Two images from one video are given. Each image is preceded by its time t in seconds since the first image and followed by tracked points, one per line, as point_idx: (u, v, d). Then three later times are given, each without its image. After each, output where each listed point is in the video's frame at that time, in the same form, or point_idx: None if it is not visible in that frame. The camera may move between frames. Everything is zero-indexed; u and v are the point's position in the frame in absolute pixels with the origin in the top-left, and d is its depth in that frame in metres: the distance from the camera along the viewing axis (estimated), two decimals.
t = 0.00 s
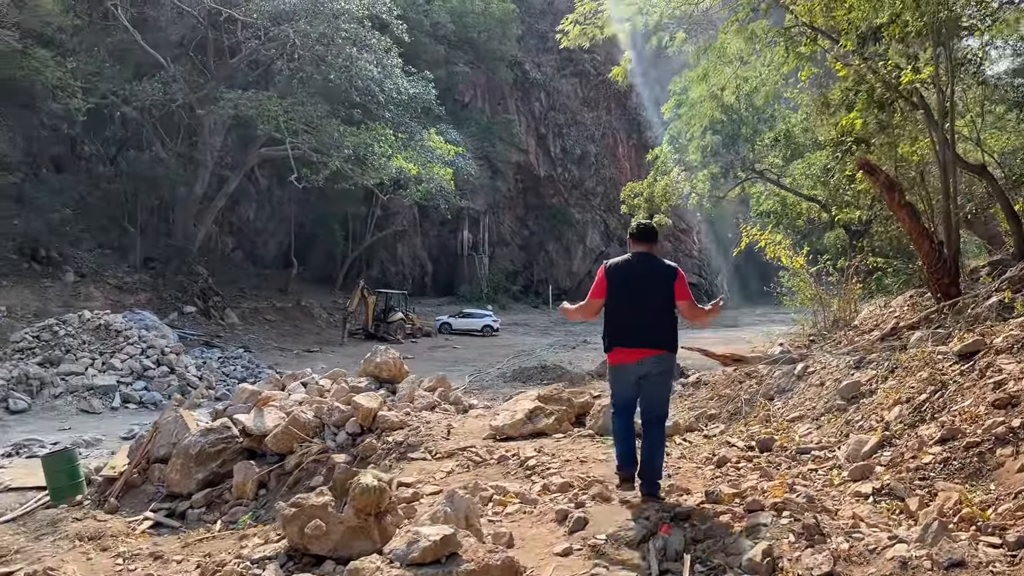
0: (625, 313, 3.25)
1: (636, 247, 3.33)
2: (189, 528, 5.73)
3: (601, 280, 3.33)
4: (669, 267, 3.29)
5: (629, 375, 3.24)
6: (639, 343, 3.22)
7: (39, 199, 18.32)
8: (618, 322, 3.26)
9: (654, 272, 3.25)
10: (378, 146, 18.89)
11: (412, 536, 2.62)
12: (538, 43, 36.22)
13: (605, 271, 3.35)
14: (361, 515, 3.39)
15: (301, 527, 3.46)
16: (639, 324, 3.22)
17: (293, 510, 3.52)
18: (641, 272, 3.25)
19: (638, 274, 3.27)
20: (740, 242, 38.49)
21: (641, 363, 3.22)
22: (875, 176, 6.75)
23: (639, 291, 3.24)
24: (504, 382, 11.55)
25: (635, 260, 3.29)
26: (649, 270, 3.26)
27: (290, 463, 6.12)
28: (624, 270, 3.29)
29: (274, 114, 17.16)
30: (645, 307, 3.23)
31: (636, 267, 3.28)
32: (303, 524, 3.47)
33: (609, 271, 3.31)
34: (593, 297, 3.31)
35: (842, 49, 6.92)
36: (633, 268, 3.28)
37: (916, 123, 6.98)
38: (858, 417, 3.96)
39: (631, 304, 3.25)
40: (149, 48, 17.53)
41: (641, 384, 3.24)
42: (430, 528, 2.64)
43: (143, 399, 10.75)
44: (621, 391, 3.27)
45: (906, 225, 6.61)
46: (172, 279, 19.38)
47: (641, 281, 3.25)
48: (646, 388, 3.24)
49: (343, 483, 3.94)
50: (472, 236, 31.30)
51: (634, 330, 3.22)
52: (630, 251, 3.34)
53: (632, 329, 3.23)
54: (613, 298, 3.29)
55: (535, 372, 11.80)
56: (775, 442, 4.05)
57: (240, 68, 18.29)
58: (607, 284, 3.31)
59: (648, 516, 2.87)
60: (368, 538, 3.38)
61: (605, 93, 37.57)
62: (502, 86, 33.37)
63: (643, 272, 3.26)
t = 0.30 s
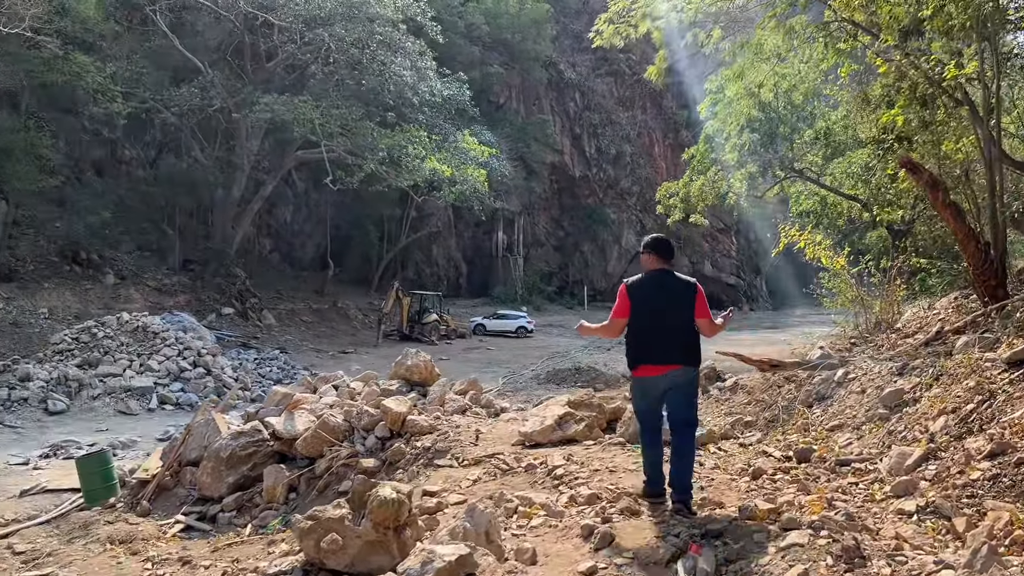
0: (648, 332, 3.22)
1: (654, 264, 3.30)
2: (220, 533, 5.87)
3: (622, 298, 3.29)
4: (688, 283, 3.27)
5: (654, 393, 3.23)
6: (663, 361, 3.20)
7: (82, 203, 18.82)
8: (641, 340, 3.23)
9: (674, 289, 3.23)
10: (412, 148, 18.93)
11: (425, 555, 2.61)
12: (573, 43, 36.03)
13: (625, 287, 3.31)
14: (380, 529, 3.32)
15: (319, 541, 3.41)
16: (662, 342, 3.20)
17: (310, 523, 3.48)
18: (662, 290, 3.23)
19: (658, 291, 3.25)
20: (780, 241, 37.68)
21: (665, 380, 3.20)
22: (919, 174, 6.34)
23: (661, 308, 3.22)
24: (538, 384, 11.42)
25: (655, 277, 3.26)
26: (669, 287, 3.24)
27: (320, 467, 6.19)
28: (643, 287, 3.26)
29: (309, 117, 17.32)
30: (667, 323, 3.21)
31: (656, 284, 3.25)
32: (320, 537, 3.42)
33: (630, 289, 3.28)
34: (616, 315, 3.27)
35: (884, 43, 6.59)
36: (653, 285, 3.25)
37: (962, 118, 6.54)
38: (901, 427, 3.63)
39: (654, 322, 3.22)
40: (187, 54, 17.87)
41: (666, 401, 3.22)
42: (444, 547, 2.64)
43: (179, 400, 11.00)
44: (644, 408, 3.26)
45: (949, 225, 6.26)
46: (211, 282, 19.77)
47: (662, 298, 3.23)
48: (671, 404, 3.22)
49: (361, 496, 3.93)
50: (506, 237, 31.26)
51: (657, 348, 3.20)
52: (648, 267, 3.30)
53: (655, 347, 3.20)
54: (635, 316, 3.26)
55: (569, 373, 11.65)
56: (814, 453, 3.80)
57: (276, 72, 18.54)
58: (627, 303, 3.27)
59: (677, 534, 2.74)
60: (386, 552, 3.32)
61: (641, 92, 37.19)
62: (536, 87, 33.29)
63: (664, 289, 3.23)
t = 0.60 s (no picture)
0: (672, 328, 3.26)
1: (667, 261, 3.36)
2: (239, 536, 5.85)
3: (644, 295, 3.28)
4: (698, 279, 3.40)
5: (676, 388, 3.29)
6: (686, 356, 3.28)
7: (109, 205, 19.11)
8: (663, 336, 3.25)
9: (690, 285, 3.34)
10: (434, 148, 18.93)
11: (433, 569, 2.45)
12: (596, 42, 35.79)
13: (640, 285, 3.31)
14: (388, 539, 3.24)
15: (323, 552, 3.36)
16: (685, 337, 3.28)
17: (316, 532, 3.42)
18: (681, 286, 3.31)
19: (676, 287, 3.32)
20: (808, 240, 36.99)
21: (687, 376, 3.29)
22: (951, 170, 6.09)
23: (682, 305, 3.30)
24: (560, 386, 11.28)
25: (670, 274, 3.32)
26: (685, 283, 3.33)
27: (339, 470, 6.17)
28: (664, 284, 3.30)
29: (330, 118, 17.36)
30: (688, 319, 3.30)
31: (674, 280, 3.32)
32: (326, 547, 3.37)
33: (652, 287, 3.28)
34: (636, 314, 3.24)
35: (911, 37, 6.35)
36: (672, 281, 3.31)
37: (994, 111, 6.44)
38: (934, 432, 3.46)
39: (676, 318, 3.27)
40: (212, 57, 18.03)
41: (685, 395, 3.31)
42: (452, 561, 2.49)
43: (202, 401, 11.11)
44: (660, 404, 3.30)
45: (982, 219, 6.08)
46: (235, 284, 19.99)
47: (682, 294, 3.31)
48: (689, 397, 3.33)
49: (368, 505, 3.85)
50: (529, 237, 31.15)
51: (681, 345, 3.27)
52: (662, 265, 3.35)
53: (674, 343, 3.26)
54: (659, 313, 3.27)
55: (592, 375, 11.50)
56: (842, 458, 3.64)
57: (299, 74, 18.66)
58: (651, 300, 3.27)
59: (698, 548, 2.62)
60: (394, 563, 3.23)
61: (665, 90, 36.83)
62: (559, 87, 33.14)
63: (682, 284, 3.32)
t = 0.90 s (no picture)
0: (702, 321, 3.20)
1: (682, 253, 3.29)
2: (245, 536, 5.78)
3: (683, 287, 3.14)
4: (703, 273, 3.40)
5: (700, 383, 3.23)
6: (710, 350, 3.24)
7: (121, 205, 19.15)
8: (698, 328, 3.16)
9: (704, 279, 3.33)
10: (443, 144, 18.82)
11: None
12: (607, 37, 35.52)
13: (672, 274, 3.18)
14: (386, 544, 3.10)
15: (317, 560, 3.09)
16: (710, 330, 3.25)
17: (309, 538, 3.17)
18: (700, 280, 3.28)
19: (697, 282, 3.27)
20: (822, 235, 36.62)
21: (709, 369, 3.26)
22: (974, 161, 6.02)
23: (706, 298, 3.26)
24: (572, 383, 11.14)
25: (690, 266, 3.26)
26: (700, 277, 3.31)
27: (345, 469, 6.09)
28: (692, 276, 3.23)
29: (339, 116, 17.27)
30: (709, 313, 3.28)
31: (695, 274, 3.27)
32: (320, 555, 3.10)
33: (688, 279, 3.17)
34: (678, 304, 3.10)
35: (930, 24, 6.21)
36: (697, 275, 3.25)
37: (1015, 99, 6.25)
38: (959, 430, 3.29)
39: (704, 312, 3.23)
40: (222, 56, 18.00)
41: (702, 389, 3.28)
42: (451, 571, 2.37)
43: (212, 399, 11.09)
44: (684, 399, 3.18)
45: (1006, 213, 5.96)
46: (246, 282, 20.03)
47: (704, 287, 3.27)
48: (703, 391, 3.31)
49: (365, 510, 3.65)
50: (540, 233, 31.00)
51: (708, 338, 3.23)
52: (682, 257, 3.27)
53: (703, 336, 3.20)
54: (694, 305, 3.18)
55: (604, 372, 11.36)
56: (862, 458, 3.49)
57: (309, 72, 18.60)
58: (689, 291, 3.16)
59: (711, 555, 2.49)
60: (393, 570, 3.09)
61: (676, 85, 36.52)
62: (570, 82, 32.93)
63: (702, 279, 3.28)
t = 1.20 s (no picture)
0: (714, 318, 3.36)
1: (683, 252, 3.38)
2: (237, 539, 5.67)
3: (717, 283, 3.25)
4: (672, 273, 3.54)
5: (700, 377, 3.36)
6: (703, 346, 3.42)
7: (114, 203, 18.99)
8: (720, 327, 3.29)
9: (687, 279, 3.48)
10: (438, 140, 18.69)
11: None
12: (603, 32, 35.34)
13: (705, 272, 3.24)
14: (371, 557, 2.91)
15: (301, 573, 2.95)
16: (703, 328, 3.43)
17: (292, 551, 3.01)
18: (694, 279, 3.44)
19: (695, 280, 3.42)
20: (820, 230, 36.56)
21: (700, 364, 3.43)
22: (976, 156, 6.66)
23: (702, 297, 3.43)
24: (568, 380, 11.04)
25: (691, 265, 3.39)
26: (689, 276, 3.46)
27: (338, 470, 5.99)
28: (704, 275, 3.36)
29: (334, 113, 17.10)
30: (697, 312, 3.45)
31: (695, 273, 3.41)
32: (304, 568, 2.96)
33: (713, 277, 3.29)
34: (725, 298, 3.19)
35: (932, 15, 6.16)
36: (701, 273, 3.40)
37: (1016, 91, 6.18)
38: (966, 432, 3.19)
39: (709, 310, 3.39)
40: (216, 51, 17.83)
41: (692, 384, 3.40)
42: None
43: (206, 399, 10.98)
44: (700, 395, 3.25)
45: (1006, 205, 6.80)
46: (241, 280, 19.90)
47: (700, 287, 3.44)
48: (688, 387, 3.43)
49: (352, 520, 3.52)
50: (537, 230, 30.88)
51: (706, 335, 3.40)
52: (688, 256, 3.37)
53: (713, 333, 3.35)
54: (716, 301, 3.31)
55: (601, 369, 11.26)
56: (866, 461, 3.39)
57: (303, 68, 18.44)
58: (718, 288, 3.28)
59: (712, 567, 2.40)
60: None
61: (673, 80, 36.36)
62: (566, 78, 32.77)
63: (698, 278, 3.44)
